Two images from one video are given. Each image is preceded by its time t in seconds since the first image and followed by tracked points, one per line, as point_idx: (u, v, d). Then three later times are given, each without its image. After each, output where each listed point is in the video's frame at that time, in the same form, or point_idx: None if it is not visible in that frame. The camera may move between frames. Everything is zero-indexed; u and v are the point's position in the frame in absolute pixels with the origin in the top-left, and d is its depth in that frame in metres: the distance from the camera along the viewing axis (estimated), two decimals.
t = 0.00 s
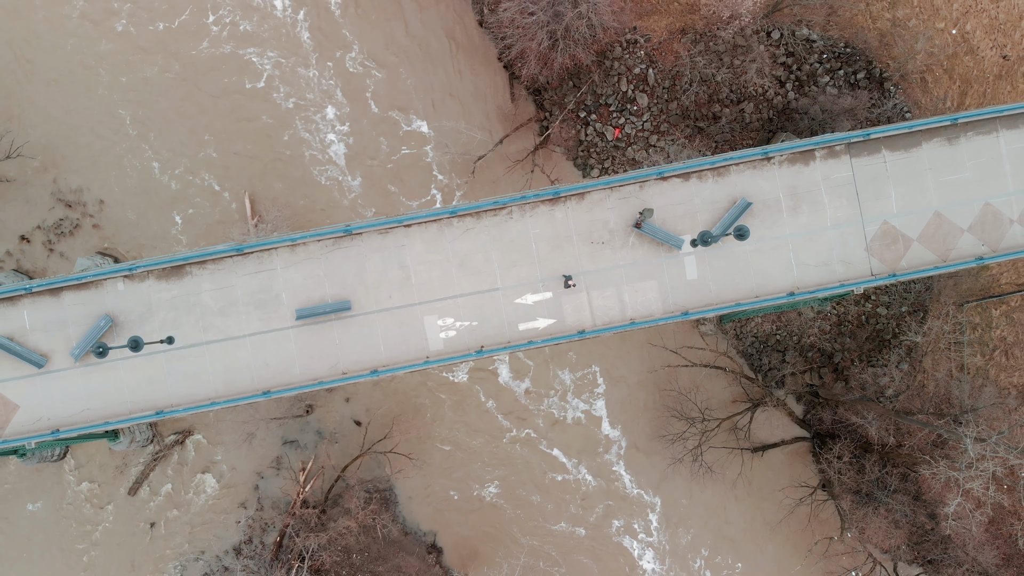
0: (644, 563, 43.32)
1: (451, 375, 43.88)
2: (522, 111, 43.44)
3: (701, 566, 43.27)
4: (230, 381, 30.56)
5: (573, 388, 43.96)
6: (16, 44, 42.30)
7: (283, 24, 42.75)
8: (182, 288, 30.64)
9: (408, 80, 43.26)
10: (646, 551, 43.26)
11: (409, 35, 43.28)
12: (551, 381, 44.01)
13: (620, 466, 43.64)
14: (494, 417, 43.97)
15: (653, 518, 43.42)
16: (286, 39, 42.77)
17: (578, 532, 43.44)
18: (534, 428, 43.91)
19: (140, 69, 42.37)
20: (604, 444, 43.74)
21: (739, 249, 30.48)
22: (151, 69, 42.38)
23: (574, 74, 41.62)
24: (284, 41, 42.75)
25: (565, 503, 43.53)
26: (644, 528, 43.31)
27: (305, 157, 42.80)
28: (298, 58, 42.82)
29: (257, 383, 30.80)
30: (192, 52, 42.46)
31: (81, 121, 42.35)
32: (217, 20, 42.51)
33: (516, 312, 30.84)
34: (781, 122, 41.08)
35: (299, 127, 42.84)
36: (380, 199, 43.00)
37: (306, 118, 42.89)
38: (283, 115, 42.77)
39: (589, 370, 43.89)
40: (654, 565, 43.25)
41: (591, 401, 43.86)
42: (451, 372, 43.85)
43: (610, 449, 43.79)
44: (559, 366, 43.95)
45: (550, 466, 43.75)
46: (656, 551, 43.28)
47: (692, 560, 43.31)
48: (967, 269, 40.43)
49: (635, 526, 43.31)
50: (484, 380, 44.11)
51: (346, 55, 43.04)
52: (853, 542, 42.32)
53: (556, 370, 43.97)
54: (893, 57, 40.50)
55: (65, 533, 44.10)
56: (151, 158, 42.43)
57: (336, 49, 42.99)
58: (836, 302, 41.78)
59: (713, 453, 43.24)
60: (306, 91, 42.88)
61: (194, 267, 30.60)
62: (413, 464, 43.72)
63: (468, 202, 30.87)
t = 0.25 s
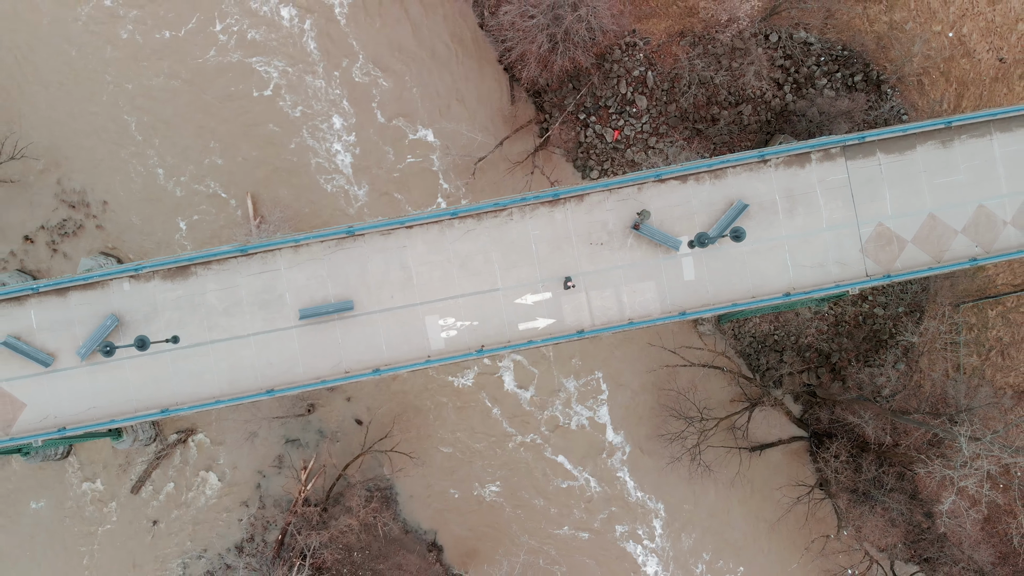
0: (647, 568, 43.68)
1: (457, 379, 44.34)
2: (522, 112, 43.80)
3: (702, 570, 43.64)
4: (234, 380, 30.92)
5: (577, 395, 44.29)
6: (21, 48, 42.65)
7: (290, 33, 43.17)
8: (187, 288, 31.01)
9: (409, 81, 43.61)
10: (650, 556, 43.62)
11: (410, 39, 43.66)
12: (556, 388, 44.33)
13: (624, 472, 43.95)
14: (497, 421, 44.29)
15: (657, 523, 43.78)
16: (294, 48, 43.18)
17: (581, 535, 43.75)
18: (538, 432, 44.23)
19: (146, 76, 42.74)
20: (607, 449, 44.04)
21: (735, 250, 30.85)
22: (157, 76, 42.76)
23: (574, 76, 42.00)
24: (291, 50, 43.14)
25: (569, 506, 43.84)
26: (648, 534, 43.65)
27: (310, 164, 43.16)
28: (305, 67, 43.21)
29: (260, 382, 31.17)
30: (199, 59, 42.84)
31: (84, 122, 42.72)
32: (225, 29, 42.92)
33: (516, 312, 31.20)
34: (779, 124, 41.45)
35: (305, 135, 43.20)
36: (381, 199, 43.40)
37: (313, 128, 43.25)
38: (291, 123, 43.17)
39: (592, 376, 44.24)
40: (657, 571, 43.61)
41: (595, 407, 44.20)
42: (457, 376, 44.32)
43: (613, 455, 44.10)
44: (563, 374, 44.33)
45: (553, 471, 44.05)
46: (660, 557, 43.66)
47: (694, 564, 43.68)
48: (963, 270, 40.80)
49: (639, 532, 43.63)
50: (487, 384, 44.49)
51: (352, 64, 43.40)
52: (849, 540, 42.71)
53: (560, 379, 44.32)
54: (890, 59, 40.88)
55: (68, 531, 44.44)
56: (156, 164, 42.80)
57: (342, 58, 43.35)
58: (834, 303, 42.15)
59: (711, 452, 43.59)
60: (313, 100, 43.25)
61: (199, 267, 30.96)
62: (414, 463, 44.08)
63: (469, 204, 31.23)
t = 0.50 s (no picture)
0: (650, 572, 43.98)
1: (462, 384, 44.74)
2: (522, 114, 44.11)
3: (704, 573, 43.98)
4: (238, 379, 31.25)
5: (581, 401, 44.56)
6: (26, 52, 43.02)
7: (294, 37, 43.60)
8: (191, 287, 31.33)
9: (410, 83, 43.93)
10: (654, 561, 43.93)
11: (412, 42, 43.99)
12: (559, 395, 44.62)
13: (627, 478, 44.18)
14: (501, 425, 44.61)
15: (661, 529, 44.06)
16: (297, 52, 43.59)
17: (584, 538, 44.02)
18: (543, 436, 44.52)
19: (152, 82, 43.12)
20: (610, 453, 44.29)
21: (732, 251, 31.17)
22: (163, 82, 43.13)
23: (574, 78, 42.32)
24: (298, 58, 43.55)
25: (573, 509, 44.11)
26: (652, 539, 43.97)
27: (316, 170, 43.51)
28: (311, 75, 43.62)
29: (264, 380, 31.50)
30: (205, 66, 43.24)
31: (88, 123, 43.06)
32: (231, 36, 43.31)
33: (516, 312, 31.52)
34: (778, 125, 41.72)
35: (312, 142, 43.59)
36: (383, 200, 43.77)
37: (319, 135, 43.60)
38: (297, 130, 43.55)
39: (595, 381, 44.59)
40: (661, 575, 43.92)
41: (599, 413, 44.48)
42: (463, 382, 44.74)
43: (617, 460, 44.33)
44: (567, 381, 44.64)
45: (558, 476, 44.31)
46: (663, 562, 43.97)
47: (697, 568, 43.99)
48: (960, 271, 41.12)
49: (643, 536, 43.91)
50: (489, 386, 44.86)
51: (357, 72, 43.78)
52: (846, 538, 42.98)
53: (564, 386, 44.63)
54: (888, 61, 41.19)
55: (71, 529, 44.77)
56: (160, 169, 43.14)
57: (347, 66, 43.74)
58: (832, 303, 42.48)
59: (710, 451, 43.87)
60: (319, 107, 43.66)
61: (203, 267, 31.29)
62: (415, 462, 44.41)
63: (470, 205, 31.56)
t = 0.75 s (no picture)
0: None
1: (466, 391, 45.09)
2: (522, 115, 44.45)
3: None
4: (242, 378, 31.60)
5: (584, 408, 44.92)
6: (29, 54, 43.38)
7: (293, 37, 43.95)
8: (196, 288, 31.70)
9: (410, 85, 44.30)
10: (657, 567, 44.31)
11: (413, 45, 44.36)
12: (563, 402, 44.99)
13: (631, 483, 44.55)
14: (504, 430, 44.96)
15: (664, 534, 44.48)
16: (297, 53, 43.95)
17: (584, 537, 44.42)
18: (547, 442, 44.89)
19: (159, 90, 43.49)
20: (614, 459, 44.68)
21: (729, 252, 31.52)
22: (169, 90, 43.51)
23: (573, 80, 42.68)
24: (303, 63, 43.94)
25: (577, 514, 44.46)
26: (655, 545, 44.36)
27: (322, 178, 43.95)
28: (318, 84, 43.99)
29: (267, 379, 31.84)
30: (206, 68, 43.60)
31: (90, 124, 43.42)
32: (238, 44, 43.70)
33: (516, 312, 31.88)
34: (776, 127, 42.08)
35: (318, 150, 43.97)
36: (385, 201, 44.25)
37: (325, 143, 44.02)
38: (302, 134, 43.92)
39: (598, 388, 44.95)
40: None
41: (602, 420, 44.85)
42: (467, 389, 45.09)
43: (620, 466, 44.69)
44: (571, 389, 45.01)
45: (563, 482, 44.69)
46: (666, 567, 44.35)
47: (698, 573, 44.34)
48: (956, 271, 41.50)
49: (647, 542, 44.29)
50: (489, 386, 45.19)
51: (363, 81, 44.13)
52: (842, 537, 43.30)
53: (568, 394, 45.00)
54: (885, 64, 41.55)
55: (74, 527, 45.13)
56: (166, 176, 43.50)
57: (354, 75, 44.11)
58: (829, 303, 42.84)
59: (708, 450, 44.18)
60: (326, 117, 44.05)
61: (208, 267, 31.65)
62: (416, 461, 44.77)
63: (471, 206, 31.93)
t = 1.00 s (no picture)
0: None
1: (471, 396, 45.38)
2: (522, 117, 44.77)
3: None
4: (245, 377, 31.91)
5: (588, 414, 45.20)
6: (32, 55, 43.70)
7: (294, 39, 44.26)
8: (199, 288, 32.02)
9: (411, 87, 44.64)
10: (659, 572, 44.61)
11: (414, 48, 44.71)
12: (567, 408, 45.26)
13: (634, 489, 44.75)
14: (506, 432, 45.27)
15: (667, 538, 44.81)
16: (298, 55, 44.27)
17: (583, 536, 44.73)
18: (551, 447, 45.17)
19: (164, 97, 43.82)
20: (617, 466, 44.90)
21: (726, 253, 31.83)
22: (174, 96, 43.84)
23: (573, 82, 43.00)
24: (304, 65, 44.27)
25: (580, 518, 44.80)
26: (658, 551, 44.69)
27: (323, 179, 44.25)
28: (323, 92, 44.33)
29: (270, 378, 32.15)
30: (208, 69, 43.92)
31: (93, 125, 43.74)
32: (244, 52, 44.07)
33: (516, 312, 32.19)
34: (774, 129, 42.38)
35: (323, 156, 44.31)
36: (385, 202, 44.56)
37: (332, 151, 44.36)
38: (303, 136, 44.24)
39: (601, 394, 45.23)
40: None
41: (606, 426, 45.09)
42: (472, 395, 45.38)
43: (624, 472, 44.91)
44: (574, 395, 45.30)
45: (566, 487, 44.97)
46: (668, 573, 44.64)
47: None
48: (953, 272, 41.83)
49: (650, 547, 44.64)
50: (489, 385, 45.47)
51: (364, 83, 44.47)
52: (839, 535, 43.61)
53: (572, 400, 45.29)
54: (882, 66, 41.86)
55: (77, 525, 45.42)
56: (169, 181, 43.85)
57: (358, 83, 44.43)
58: (827, 304, 43.17)
59: (707, 450, 44.48)
60: (332, 125, 44.41)
61: (211, 268, 31.97)
62: (416, 460, 45.08)
63: (471, 208, 32.25)
